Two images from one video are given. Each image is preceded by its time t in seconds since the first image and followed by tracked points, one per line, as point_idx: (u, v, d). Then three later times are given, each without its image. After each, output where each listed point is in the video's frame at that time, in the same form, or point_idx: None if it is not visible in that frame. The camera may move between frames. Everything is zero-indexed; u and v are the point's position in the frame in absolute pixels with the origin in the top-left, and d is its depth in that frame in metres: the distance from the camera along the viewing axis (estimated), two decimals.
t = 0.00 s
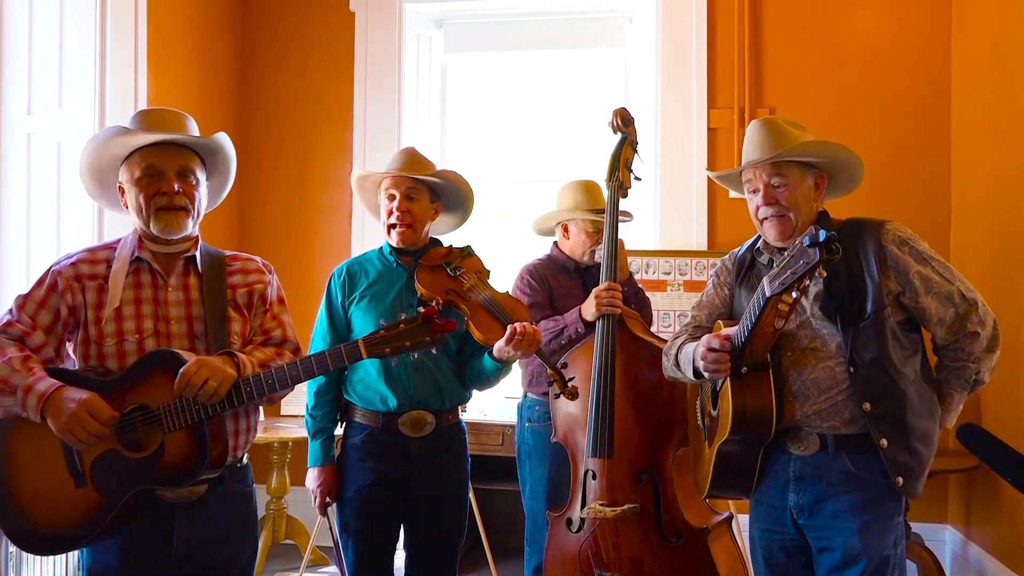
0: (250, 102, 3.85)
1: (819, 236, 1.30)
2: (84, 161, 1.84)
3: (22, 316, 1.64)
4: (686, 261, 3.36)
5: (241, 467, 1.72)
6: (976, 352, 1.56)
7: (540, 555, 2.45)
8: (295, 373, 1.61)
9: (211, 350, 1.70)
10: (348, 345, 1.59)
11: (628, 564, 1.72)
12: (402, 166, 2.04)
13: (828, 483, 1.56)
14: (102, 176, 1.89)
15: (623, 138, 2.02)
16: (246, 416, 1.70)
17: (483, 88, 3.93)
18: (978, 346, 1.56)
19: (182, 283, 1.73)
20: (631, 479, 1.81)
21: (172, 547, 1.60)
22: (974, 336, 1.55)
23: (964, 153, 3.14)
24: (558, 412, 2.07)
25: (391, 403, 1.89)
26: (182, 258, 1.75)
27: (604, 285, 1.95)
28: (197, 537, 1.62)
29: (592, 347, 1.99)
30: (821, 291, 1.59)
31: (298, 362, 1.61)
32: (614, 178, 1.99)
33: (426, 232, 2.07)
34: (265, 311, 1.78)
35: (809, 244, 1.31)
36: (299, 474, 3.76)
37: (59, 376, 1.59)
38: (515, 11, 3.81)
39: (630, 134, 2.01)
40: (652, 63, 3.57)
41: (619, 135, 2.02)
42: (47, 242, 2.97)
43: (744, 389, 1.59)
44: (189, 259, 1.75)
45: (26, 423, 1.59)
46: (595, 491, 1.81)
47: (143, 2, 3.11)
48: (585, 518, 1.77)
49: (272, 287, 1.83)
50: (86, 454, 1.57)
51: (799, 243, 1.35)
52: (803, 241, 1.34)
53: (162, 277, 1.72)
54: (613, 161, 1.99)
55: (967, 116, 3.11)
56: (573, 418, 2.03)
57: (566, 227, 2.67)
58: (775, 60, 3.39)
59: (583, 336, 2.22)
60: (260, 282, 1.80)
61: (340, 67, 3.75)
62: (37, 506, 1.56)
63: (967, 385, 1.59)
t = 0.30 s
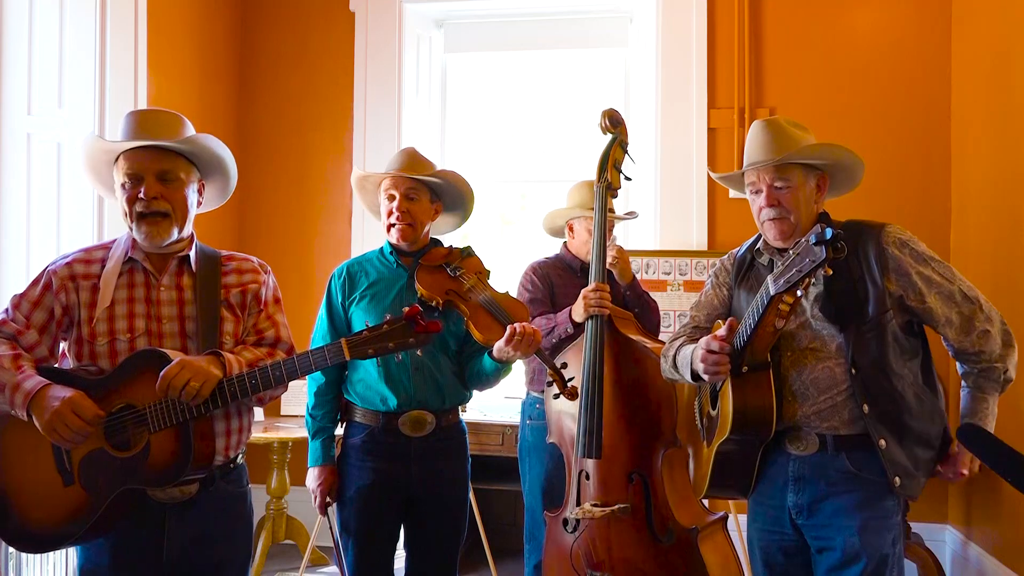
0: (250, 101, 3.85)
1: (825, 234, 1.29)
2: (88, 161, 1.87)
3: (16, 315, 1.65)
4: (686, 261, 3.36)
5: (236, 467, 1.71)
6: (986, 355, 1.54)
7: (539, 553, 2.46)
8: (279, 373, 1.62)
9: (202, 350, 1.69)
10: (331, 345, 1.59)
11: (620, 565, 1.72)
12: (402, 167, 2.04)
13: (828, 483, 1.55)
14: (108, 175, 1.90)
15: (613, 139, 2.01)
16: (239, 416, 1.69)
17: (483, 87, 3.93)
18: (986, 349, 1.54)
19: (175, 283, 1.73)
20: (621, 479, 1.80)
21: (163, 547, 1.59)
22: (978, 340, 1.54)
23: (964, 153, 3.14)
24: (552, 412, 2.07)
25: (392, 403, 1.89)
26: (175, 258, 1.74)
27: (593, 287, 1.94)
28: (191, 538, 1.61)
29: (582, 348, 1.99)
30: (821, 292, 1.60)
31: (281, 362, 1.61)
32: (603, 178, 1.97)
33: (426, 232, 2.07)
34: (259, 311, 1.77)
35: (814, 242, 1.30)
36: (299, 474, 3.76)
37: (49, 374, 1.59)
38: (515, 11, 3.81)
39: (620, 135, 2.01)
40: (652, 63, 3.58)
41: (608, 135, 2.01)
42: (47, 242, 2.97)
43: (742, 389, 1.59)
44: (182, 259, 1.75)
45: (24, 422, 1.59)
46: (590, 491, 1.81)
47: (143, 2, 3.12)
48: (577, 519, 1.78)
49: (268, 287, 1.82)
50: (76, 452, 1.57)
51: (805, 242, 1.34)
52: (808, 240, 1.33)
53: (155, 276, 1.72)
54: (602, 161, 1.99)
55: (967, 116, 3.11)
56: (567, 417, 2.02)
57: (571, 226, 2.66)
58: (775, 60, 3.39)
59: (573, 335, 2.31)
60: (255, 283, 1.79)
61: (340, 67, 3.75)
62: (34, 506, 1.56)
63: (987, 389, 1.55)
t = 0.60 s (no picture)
0: (249, 101, 3.85)
1: (855, 239, 1.33)
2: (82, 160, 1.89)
3: (10, 315, 1.65)
4: (686, 261, 3.36)
5: (230, 466, 1.71)
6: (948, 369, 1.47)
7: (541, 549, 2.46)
8: (278, 371, 1.61)
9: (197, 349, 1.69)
10: (327, 343, 1.58)
11: (614, 564, 1.76)
12: (402, 167, 2.04)
13: (836, 479, 1.56)
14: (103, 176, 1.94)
15: (610, 139, 2.02)
16: (234, 415, 1.69)
17: (483, 87, 3.93)
18: (949, 363, 1.47)
19: (169, 283, 1.73)
20: (614, 479, 1.82)
21: (160, 546, 1.61)
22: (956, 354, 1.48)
23: (964, 152, 3.14)
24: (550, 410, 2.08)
25: (392, 403, 1.89)
26: (169, 258, 1.75)
27: (585, 289, 1.91)
28: (186, 537, 1.62)
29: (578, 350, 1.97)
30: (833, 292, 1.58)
31: (278, 359, 1.61)
32: (598, 178, 1.98)
33: (426, 232, 2.07)
34: (253, 310, 1.78)
35: (843, 246, 1.34)
36: (299, 474, 3.76)
37: (46, 376, 1.60)
38: (514, 11, 3.80)
39: (617, 135, 2.01)
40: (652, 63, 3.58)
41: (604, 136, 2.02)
42: (47, 242, 2.97)
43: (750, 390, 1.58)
44: (176, 259, 1.75)
45: (23, 421, 1.59)
46: (584, 490, 1.85)
47: (143, 2, 3.11)
48: (571, 516, 1.83)
49: (261, 287, 1.82)
50: (71, 452, 1.57)
51: (831, 245, 1.38)
52: (835, 243, 1.37)
53: (148, 277, 1.72)
54: (597, 162, 1.98)
55: (967, 115, 3.11)
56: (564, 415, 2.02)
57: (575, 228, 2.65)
58: (775, 60, 3.39)
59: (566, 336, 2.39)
60: (249, 282, 1.79)
61: (340, 67, 3.75)
62: (33, 506, 1.56)
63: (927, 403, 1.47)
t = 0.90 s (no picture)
0: (249, 101, 3.85)
1: (843, 249, 1.38)
2: (74, 159, 1.89)
3: (2, 316, 1.64)
4: (687, 261, 3.36)
5: (224, 465, 1.72)
6: (894, 360, 1.46)
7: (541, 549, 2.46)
8: (278, 370, 1.61)
9: (192, 347, 1.70)
10: (329, 341, 1.58)
11: (610, 564, 1.80)
12: (401, 167, 2.04)
13: (847, 486, 1.55)
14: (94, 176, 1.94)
15: (607, 140, 2.02)
16: (229, 414, 1.69)
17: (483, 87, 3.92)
18: (896, 352, 1.47)
19: (163, 283, 1.73)
20: (609, 478, 1.83)
21: (154, 548, 1.61)
22: (914, 351, 1.46)
23: (964, 153, 3.14)
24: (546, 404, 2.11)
25: (392, 403, 1.89)
26: (161, 258, 1.74)
27: (580, 290, 1.91)
28: (182, 536, 1.62)
29: (572, 348, 1.96)
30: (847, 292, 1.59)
31: (279, 359, 1.60)
32: (593, 180, 1.98)
33: (426, 232, 2.07)
34: (247, 309, 1.79)
35: (833, 256, 1.40)
36: (299, 474, 3.76)
37: (40, 375, 1.60)
38: (514, 11, 3.80)
39: (613, 136, 2.02)
40: (651, 63, 3.57)
41: (601, 137, 2.02)
42: (47, 242, 2.97)
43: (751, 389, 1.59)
44: (168, 259, 1.75)
45: (22, 422, 1.59)
46: (579, 492, 1.89)
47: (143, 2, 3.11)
48: (565, 516, 1.87)
49: (254, 286, 1.83)
50: (68, 453, 1.57)
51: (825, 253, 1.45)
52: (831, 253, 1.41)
53: (141, 277, 1.72)
54: (592, 163, 1.98)
55: (967, 116, 3.11)
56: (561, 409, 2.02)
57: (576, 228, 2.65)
58: (775, 60, 3.39)
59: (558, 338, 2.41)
60: (242, 280, 1.80)
61: (340, 67, 3.75)
62: (32, 506, 1.56)
63: (849, 376, 1.50)
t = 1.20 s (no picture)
0: (249, 101, 3.85)
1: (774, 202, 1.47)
2: (69, 162, 1.88)
3: None
4: (686, 261, 3.33)
5: (217, 463, 1.72)
6: (879, 358, 1.47)
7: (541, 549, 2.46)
8: (275, 365, 1.60)
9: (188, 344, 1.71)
10: (326, 337, 1.57)
11: (609, 564, 1.80)
12: (400, 169, 2.04)
13: (849, 489, 1.56)
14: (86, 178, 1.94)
15: (604, 141, 2.02)
16: (224, 413, 1.71)
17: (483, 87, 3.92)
18: (884, 350, 1.48)
19: (158, 282, 1.73)
20: (608, 478, 1.83)
21: (148, 545, 1.61)
22: (904, 353, 1.46)
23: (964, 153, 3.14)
24: (545, 403, 2.11)
25: (392, 403, 1.89)
26: (156, 258, 1.74)
27: (577, 290, 1.93)
28: (177, 536, 1.62)
29: (571, 348, 1.96)
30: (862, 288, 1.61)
31: (276, 353, 1.60)
32: (591, 181, 1.98)
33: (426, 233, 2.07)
34: (242, 308, 1.78)
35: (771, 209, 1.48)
36: (299, 474, 3.76)
37: (36, 373, 1.60)
38: (514, 10, 3.80)
39: (610, 136, 2.02)
40: (651, 63, 3.57)
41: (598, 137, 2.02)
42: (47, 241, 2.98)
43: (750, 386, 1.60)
44: (163, 259, 1.75)
45: (18, 419, 1.58)
46: (579, 491, 1.89)
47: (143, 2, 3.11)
48: (564, 516, 1.87)
49: (248, 285, 1.83)
50: (63, 449, 1.57)
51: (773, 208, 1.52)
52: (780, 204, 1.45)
53: (136, 277, 1.72)
54: (590, 163, 1.98)
55: (967, 116, 3.11)
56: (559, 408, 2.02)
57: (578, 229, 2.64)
58: (775, 60, 3.39)
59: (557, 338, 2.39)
60: (236, 280, 1.80)
61: (340, 67, 3.75)
62: (30, 505, 1.56)
63: (832, 363, 1.53)
